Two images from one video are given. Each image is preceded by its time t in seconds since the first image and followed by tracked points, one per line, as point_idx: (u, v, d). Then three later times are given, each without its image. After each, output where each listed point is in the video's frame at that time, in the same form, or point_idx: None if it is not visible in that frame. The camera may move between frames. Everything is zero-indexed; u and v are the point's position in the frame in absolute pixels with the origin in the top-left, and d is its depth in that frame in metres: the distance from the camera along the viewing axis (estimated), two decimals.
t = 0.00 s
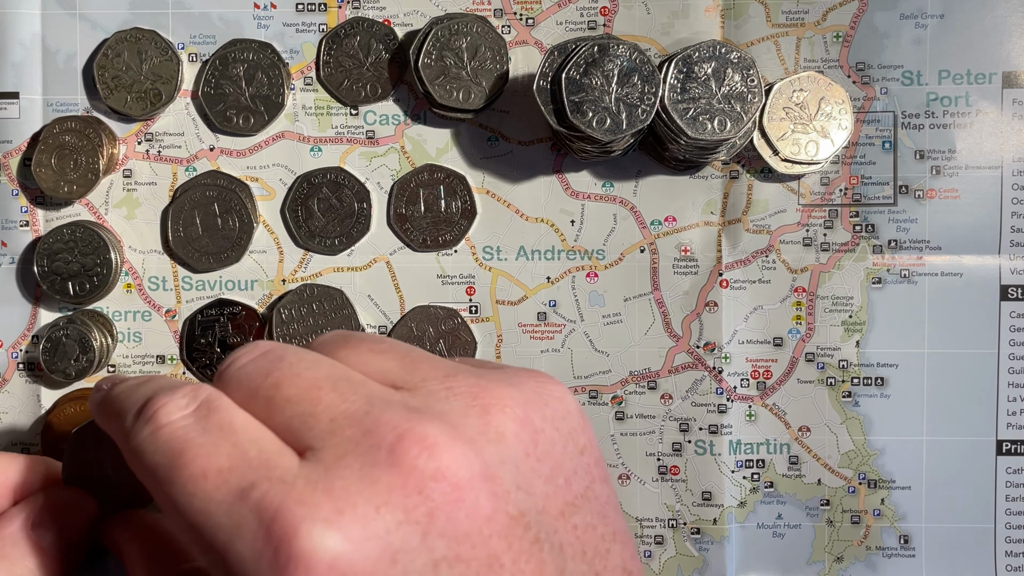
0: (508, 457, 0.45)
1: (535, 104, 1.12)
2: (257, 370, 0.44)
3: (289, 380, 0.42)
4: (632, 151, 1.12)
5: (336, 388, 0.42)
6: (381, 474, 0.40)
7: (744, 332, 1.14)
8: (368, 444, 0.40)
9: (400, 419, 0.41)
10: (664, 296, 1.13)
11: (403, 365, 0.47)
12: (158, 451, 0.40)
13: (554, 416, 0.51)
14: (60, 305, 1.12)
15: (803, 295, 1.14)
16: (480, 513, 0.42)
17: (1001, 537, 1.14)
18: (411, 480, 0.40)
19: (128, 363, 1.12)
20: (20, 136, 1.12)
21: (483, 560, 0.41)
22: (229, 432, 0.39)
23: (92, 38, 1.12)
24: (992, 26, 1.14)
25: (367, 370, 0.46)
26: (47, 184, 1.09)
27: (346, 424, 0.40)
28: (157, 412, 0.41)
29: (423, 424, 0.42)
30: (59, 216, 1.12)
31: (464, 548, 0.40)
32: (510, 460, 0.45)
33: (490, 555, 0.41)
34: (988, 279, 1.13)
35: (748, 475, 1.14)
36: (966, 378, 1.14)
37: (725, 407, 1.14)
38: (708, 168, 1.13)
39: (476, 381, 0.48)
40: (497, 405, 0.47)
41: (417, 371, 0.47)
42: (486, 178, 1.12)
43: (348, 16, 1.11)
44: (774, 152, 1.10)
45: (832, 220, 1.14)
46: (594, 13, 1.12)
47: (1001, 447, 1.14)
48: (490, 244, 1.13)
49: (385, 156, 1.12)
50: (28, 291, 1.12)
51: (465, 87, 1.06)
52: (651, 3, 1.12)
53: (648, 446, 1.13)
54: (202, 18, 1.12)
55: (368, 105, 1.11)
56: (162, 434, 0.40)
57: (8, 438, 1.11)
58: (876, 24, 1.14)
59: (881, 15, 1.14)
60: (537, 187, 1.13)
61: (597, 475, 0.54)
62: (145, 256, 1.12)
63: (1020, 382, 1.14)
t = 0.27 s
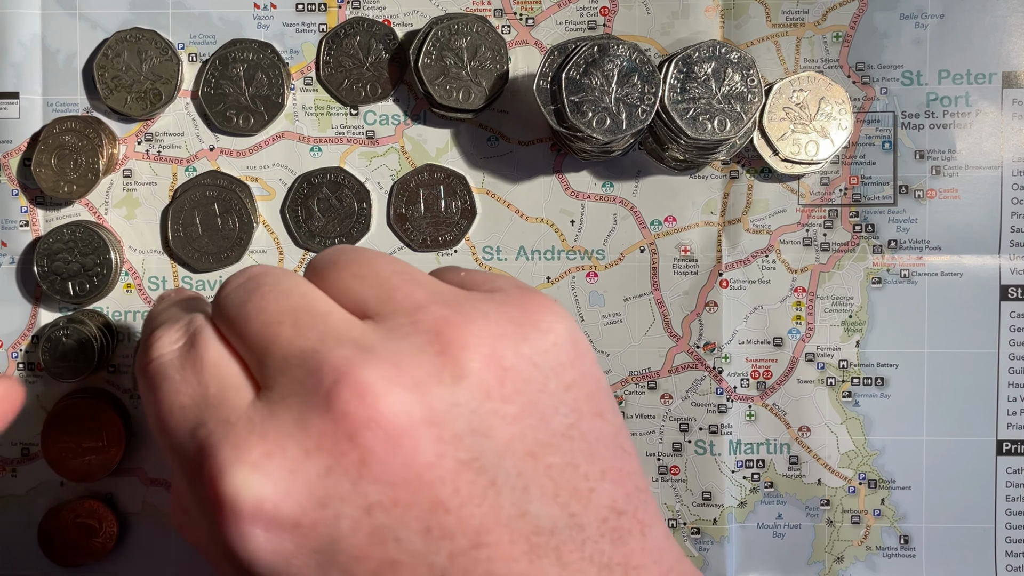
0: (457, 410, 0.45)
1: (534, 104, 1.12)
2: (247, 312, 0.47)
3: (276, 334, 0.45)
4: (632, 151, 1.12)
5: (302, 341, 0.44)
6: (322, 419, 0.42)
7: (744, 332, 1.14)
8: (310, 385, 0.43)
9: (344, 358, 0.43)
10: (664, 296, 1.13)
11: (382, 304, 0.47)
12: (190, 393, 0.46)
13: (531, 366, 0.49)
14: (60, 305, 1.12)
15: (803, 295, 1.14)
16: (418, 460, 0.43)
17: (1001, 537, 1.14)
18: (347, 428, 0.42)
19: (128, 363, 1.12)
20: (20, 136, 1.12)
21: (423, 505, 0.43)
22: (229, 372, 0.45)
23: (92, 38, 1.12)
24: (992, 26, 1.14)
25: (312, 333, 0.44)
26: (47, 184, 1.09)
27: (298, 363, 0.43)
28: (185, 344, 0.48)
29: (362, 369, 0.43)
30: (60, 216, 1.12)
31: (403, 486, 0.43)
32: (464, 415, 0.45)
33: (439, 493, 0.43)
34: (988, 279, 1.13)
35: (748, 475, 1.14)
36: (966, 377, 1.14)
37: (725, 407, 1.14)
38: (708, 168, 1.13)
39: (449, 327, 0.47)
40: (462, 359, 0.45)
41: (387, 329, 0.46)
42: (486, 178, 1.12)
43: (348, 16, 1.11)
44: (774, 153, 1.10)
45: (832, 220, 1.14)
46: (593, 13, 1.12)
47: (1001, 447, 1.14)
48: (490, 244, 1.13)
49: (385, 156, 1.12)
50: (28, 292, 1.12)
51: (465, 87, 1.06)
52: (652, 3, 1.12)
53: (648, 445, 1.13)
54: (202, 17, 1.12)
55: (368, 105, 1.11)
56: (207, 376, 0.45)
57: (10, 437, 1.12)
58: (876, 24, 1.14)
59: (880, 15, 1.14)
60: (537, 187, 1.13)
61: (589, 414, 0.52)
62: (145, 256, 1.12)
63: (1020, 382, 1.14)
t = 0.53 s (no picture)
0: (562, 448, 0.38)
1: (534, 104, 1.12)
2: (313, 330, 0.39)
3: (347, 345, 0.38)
4: (632, 151, 1.12)
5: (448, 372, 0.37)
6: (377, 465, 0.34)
7: (744, 332, 1.13)
8: (431, 420, 0.35)
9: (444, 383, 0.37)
10: (664, 296, 1.13)
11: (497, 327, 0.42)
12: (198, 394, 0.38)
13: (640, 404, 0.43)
14: (60, 305, 1.12)
15: (803, 295, 1.14)
16: (544, 514, 0.37)
17: (1002, 537, 1.14)
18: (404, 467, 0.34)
19: (127, 363, 1.12)
20: (20, 136, 1.12)
21: None
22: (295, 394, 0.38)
23: (92, 38, 1.12)
24: (993, 26, 1.14)
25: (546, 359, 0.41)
26: (47, 184, 1.09)
27: (407, 399, 0.36)
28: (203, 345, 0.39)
29: (492, 409, 0.37)
30: (60, 216, 1.12)
31: (523, 555, 0.36)
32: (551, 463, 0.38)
33: (554, 561, 0.36)
34: (988, 279, 1.13)
35: (749, 475, 1.14)
36: (967, 378, 1.14)
37: (725, 407, 1.13)
38: (708, 168, 1.13)
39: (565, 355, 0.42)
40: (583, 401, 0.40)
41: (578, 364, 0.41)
42: (486, 177, 1.12)
43: (348, 16, 1.11)
44: (774, 153, 1.10)
45: (832, 220, 1.14)
46: (594, 13, 1.12)
47: (1001, 447, 1.14)
48: (490, 244, 1.13)
49: (385, 156, 1.12)
50: (27, 292, 1.12)
51: (465, 87, 1.06)
52: (652, 2, 1.12)
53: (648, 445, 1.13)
54: (201, 17, 1.12)
55: (368, 105, 1.11)
56: (215, 383, 0.36)
57: (9, 437, 1.12)
58: (877, 23, 1.14)
59: (881, 14, 1.14)
60: (537, 187, 1.13)
61: (691, 468, 0.45)
62: (145, 256, 1.12)
63: (1020, 382, 1.14)
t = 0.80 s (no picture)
0: None
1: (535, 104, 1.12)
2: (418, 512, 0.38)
3: (438, 519, 0.36)
4: (632, 151, 1.12)
5: None
6: None
7: (744, 332, 1.14)
8: None
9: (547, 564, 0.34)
10: (664, 296, 1.13)
11: (599, 481, 0.39)
12: None
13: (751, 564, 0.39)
14: (60, 305, 1.12)
15: (803, 295, 1.14)
16: None
17: (1001, 537, 1.14)
18: None
19: (128, 362, 1.12)
20: (21, 135, 1.12)
21: None
22: None
23: (93, 38, 1.12)
24: (993, 26, 1.14)
25: (650, 534, 0.37)
26: (47, 184, 1.09)
27: None
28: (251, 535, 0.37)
29: None
30: (60, 216, 1.12)
31: None
32: None
33: None
34: (987, 279, 1.13)
35: (748, 475, 1.14)
36: (967, 378, 1.14)
37: (725, 407, 1.14)
38: (708, 168, 1.13)
39: (691, 527, 0.38)
40: None
41: (697, 532, 0.38)
42: (486, 177, 1.12)
43: (348, 16, 1.11)
44: (774, 152, 1.10)
45: (832, 220, 1.14)
46: (594, 13, 1.12)
47: (1001, 447, 1.14)
48: (490, 244, 1.13)
49: (385, 156, 1.12)
50: (28, 292, 1.12)
51: (466, 87, 1.06)
52: (652, 3, 1.12)
53: (648, 445, 1.14)
54: (202, 17, 1.12)
55: (368, 105, 1.11)
56: None
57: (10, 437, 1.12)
58: (877, 24, 1.14)
59: (881, 14, 1.14)
60: (537, 187, 1.13)
61: None
62: (146, 256, 1.12)
63: (1021, 382, 1.14)
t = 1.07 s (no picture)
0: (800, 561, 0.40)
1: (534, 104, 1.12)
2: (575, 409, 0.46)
3: (594, 419, 0.44)
4: (632, 151, 1.12)
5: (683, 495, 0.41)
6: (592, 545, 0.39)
7: (744, 332, 1.14)
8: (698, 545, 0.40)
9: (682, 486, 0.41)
10: (664, 296, 1.13)
11: (748, 419, 0.47)
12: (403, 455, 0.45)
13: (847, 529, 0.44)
14: (60, 305, 1.12)
15: (803, 295, 1.14)
16: None
17: (1001, 537, 1.14)
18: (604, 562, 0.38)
19: (127, 363, 1.12)
20: (21, 136, 1.12)
21: None
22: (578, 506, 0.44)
23: (93, 37, 1.12)
24: (993, 26, 1.14)
25: (777, 464, 0.45)
26: (47, 184, 1.09)
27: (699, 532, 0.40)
28: (409, 395, 0.46)
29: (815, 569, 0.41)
30: (60, 216, 1.12)
31: None
32: None
33: None
34: (987, 279, 1.13)
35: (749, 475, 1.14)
36: (967, 378, 1.14)
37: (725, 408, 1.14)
38: (708, 168, 1.13)
39: (829, 483, 0.45)
40: (827, 532, 0.43)
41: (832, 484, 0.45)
42: (486, 177, 1.12)
43: (348, 16, 1.11)
44: (773, 152, 1.10)
45: (831, 220, 1.14)
46: (594, 13, 1.12)
47: (1001, 447, 1.14)
48: (490, 243, 1.13)
49: (385, 156, 1.12)
50: (28, 291, 1.12)
51: (465, 87, 1.06)
52: (651, 3, 1.12)
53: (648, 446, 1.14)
54: (202, 17, 1.12)
55: (368, 105, 1.11)
56: (424, 449, 0.43)
57: (10, 437, 1.12)
58: (876, 24, 1.14)
59: (880, 15, 1.14)
60: (537, 187, 1.13)
61: None
62: (146, 256, 1.12)
63: (1020, 382, 1.14)
